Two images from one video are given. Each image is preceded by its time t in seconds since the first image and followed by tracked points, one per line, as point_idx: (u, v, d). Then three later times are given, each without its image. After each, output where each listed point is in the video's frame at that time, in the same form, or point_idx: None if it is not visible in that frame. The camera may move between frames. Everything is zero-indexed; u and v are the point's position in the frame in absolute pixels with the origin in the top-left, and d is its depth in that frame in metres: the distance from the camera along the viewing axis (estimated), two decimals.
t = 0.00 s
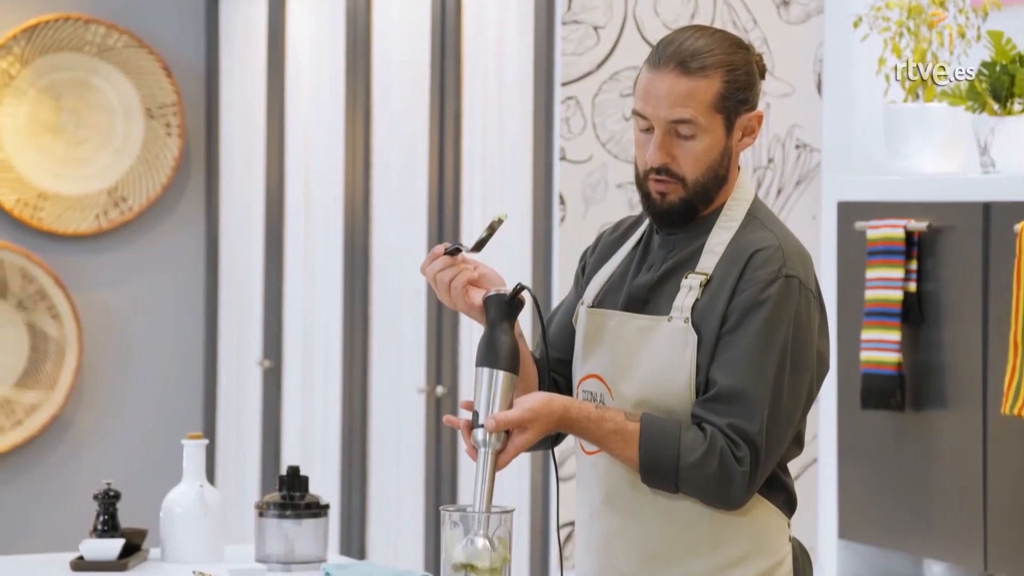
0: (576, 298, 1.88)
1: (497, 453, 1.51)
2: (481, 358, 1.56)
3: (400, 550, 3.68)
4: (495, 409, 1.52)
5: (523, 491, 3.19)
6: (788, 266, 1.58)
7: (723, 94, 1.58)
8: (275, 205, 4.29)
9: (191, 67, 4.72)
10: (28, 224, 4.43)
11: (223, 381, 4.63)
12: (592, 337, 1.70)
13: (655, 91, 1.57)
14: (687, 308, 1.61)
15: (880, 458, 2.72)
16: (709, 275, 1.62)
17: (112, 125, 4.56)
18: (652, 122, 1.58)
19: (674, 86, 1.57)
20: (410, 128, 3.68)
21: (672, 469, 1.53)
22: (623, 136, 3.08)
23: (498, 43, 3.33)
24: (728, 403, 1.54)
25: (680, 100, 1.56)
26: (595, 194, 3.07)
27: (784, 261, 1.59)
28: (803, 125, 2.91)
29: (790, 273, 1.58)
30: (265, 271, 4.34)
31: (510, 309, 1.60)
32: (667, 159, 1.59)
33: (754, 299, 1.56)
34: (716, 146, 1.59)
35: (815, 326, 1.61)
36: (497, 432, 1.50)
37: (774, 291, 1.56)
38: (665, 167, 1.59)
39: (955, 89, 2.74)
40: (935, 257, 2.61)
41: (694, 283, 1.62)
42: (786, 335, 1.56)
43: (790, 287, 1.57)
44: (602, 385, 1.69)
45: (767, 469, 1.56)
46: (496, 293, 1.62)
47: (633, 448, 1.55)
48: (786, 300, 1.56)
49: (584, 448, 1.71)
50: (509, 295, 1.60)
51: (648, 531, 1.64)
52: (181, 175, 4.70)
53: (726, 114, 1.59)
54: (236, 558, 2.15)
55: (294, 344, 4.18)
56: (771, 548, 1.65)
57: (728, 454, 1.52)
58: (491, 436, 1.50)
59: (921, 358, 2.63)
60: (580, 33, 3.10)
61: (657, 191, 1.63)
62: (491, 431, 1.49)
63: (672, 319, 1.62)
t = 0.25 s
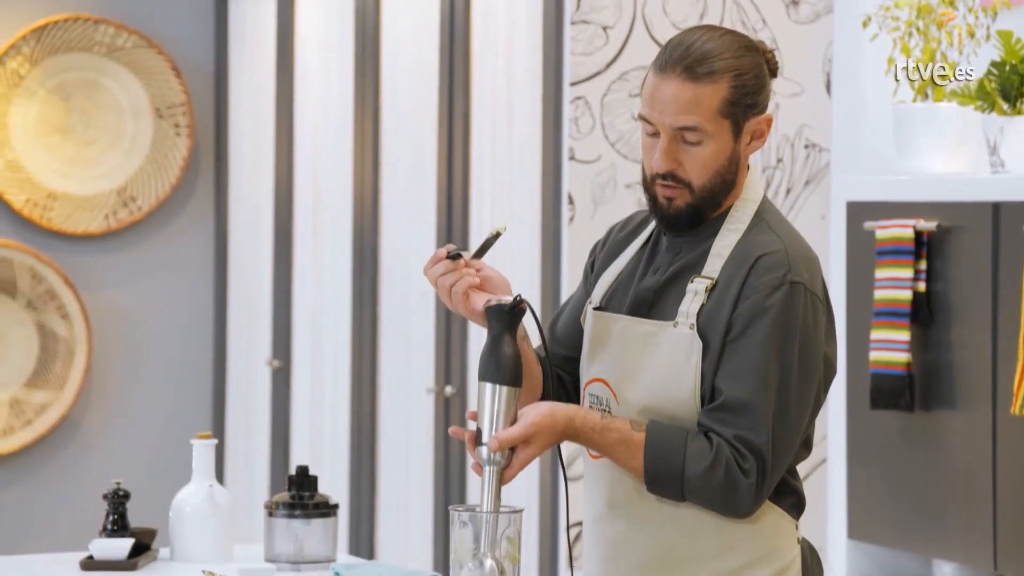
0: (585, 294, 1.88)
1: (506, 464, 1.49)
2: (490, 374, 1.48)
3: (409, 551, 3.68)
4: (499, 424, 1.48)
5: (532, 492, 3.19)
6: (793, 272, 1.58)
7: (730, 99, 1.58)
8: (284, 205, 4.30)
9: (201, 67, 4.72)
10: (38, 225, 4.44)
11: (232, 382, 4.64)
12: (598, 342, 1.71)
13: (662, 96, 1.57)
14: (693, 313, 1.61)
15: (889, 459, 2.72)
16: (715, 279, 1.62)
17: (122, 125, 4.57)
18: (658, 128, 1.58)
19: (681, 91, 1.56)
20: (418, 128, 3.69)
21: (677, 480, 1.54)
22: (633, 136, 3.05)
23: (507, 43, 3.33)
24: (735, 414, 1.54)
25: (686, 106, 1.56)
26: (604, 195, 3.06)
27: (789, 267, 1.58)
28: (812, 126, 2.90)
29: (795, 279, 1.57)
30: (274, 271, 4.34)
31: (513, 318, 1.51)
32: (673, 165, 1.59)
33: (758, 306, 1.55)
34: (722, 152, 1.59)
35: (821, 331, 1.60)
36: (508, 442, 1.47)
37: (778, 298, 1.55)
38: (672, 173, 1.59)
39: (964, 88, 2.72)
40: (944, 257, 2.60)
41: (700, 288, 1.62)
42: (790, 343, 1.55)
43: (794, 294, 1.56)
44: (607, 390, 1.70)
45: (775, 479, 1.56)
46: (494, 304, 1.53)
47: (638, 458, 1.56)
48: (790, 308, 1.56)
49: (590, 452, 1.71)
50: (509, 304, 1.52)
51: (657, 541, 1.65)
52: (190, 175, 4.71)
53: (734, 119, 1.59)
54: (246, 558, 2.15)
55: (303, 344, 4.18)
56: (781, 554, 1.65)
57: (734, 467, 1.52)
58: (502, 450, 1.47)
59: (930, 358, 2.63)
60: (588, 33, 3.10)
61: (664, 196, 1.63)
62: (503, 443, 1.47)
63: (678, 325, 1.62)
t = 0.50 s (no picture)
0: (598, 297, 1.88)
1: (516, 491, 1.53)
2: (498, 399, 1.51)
3: (424, 550, 3.69)
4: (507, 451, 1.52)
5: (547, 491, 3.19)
6: (798, 271, 1.56)
7: (726, 100, 1.57)
8: (299, 204, 4.30)
9: (216, 66, 4.73)
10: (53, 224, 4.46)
11: (247, 381, 4.64)
12: (609, 351, 1.72)
13: (657, 99, 1.57)
14: (700, 320, 1.61)
15: (905, 459, 2.72)
16: (721, 281, 1.61)
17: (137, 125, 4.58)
18: (654, 130, 1.58)
19: (674, 94, 1.56)
20: (433, 127, 3.69)
21: (693, 490, 1.55)
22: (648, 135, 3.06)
23: (521, 42, 3.33)
24: (749, 422, 1.54)
25: (680, 108, 1.56)
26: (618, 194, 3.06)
27: (794, 265, 1.56)
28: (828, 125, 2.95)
29: (800, 278, 1.55)
30: (289, 270, 4.34)
31: (510, 338, 1.52)
32: (669, 167, 1.59)
33: (763, 310, 1.54)
34: (719, 153, 1.58)
35: (832, 327, 1.58)
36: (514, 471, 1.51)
37: (784, 299, 1.54)
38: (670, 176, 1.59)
39: (981, 86, 2.68)
40: (960, 257, 2.59)
41: (706, 291, 1.61)
42: (797, 344, 1.54)
43: (800, 295, 1.55)
44: (621, 396, 1.71)
45: (794, 483, 1.55)
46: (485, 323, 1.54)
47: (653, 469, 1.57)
48: (796, 309, 1.54)
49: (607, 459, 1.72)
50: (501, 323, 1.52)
51: (678, 553, 1.65)
52: (205, 175, 4.71)
53: (731, 120, 1.58)
54: (261, 557, 2.16)
55: (318, 344, 4.18)
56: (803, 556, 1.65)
57: (749, 476, 1.52)
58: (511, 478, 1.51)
59: (946, 357, 2.62)
60: (603, 32, 3.07)
61: (666, 198, 1.63)
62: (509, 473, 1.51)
63: (686, 330, 1.62)
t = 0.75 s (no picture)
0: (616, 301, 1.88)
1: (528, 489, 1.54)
2: (515, 399, 1.53)
3: (435, 550, 3.69)
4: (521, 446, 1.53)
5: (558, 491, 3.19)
6: (800, 260, 1.55)
7: (721, 88, 1.57)
8: (311, 203, 4.30)
9: (228, 65, 4.73)
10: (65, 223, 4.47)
11: (259, 380, 4.65)
12: (621, 350, 1.71)
13: (652, 87, 1.58)
14: (707, 315, 1.60)
15: (918, 458, 2.72)
16: (725, 275, 1.60)
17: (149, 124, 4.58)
18: (650, 119, 1.60)
19: (667, 81, 1.57)
20: (444, 125, 3.68)
21: (710, 483, 1.55)
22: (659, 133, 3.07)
23: (533, 41, 3.33)
24: (761, 414, 1.52)
25: (672, 95, 1.57)
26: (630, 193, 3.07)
27: (796, 254, 1.55)
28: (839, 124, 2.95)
29: (801, 267, 1.54)
30: (301, 269, 4.35)
31: (527, 339, 1.53)
32: (665, 156, 1.60)
33: (766, 302, 1.53)
34: (713, 142, 1.58)
35: (842, 313, 1.56)
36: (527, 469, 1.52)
37: (786, 289, 1.53)
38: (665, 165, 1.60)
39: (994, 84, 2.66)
40: (972, 256, 2.58)
41: (711, 285, 1.61)
42: (801, 332, 1.52)
43: (802, 283, 1.53)
44: (634, 395, 1.71)
45: (813, 475, 1.54)
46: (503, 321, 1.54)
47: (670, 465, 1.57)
48: (799, 298, 1.53)
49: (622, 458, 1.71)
50: (520, 323, 1.53)
51: (694, 554, 1.64)
52: (217, 174, 4.71)
53: (727, 109, 1.58)
54: (273, 556, 2.16)
55: (330, 343, 4.18)
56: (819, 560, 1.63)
57: (765, 469, 1.51)
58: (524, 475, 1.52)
59: (960, 356, 2.61)
60: (616, 31, 3.08)
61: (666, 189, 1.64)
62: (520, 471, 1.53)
63: (694, 327, 1.62)
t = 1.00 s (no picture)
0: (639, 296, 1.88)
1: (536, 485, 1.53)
2: (523, 399, 1.51)
3: (446, 551, 3.69)
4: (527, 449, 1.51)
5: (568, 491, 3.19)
6: (814, 246, 1.54)
7: (749, 72, 1.58)
8: (321, 203, 4.31)
9: (238, 65, 4.74)
10: (76, 223, 4.48)
11: (269, 379, 4.65)
12: (637, 342, 1.71)
13: (682, 69, 1.60)
14: (722, 305, 1.60)
15: (929, 457, 2.71)
16: (741, 265, 1.61)
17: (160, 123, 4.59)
18: (678, 101, 1.61)
19: (697, 61, 1.59)
20: (454, 125, 3.68)
21: (723, 472, 1.53)
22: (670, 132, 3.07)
23: (543, 41, 3.33)
24: (774, 402, 1.51)
25: (701, 76, 1.58)
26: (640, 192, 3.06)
27: (810, 241, 1.54)
28: (850, 123, 2.98)
29: (815, 253, 1.53)
30: (311, 269, 4.35)
31: (538, 341, 1.51)
32: (690, 139, 1.60)
33: (780, 287, 1.52)
34: (738, 125, 1.59)
35: (858, 303, 1.55)
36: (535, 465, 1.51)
37: (799, 274, 1.52)
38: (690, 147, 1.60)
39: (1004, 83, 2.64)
40: (983, 254, 2.58)
41: (727, 275, 1.61)
42: (815, 319, 1.51)
43: (815, 269, 1.52)
44: (650, 388, 1.70)
45: (827, 464, 1.52)
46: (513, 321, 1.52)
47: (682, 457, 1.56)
48: (812, 283, 1.52)
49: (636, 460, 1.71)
50: (531, 324, 1.50)
51: (709, 551, 1.64)
52: (227, 173, 4.72)
53: (754, 93, 1.59)
54: (284, 555, 2.16)
55: (340, 343, 4.19)
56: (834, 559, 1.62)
57: (778, 455, 1.49)
58: (532, 474, 1.50)
59: (970, 356, 2.60)
60: (626, 31, 3.05)
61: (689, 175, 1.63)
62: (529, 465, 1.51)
63: (710, 317, 1.62)
